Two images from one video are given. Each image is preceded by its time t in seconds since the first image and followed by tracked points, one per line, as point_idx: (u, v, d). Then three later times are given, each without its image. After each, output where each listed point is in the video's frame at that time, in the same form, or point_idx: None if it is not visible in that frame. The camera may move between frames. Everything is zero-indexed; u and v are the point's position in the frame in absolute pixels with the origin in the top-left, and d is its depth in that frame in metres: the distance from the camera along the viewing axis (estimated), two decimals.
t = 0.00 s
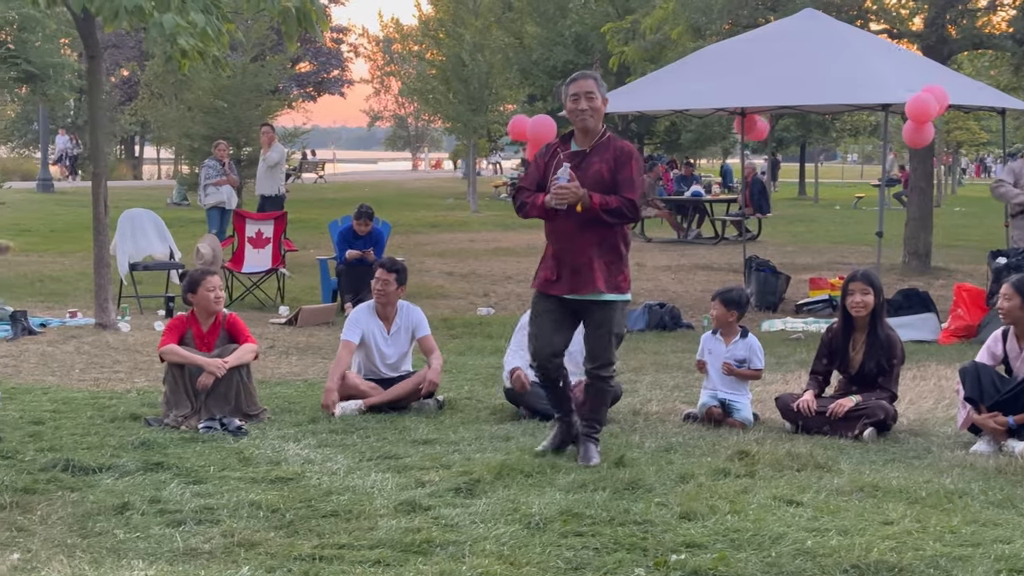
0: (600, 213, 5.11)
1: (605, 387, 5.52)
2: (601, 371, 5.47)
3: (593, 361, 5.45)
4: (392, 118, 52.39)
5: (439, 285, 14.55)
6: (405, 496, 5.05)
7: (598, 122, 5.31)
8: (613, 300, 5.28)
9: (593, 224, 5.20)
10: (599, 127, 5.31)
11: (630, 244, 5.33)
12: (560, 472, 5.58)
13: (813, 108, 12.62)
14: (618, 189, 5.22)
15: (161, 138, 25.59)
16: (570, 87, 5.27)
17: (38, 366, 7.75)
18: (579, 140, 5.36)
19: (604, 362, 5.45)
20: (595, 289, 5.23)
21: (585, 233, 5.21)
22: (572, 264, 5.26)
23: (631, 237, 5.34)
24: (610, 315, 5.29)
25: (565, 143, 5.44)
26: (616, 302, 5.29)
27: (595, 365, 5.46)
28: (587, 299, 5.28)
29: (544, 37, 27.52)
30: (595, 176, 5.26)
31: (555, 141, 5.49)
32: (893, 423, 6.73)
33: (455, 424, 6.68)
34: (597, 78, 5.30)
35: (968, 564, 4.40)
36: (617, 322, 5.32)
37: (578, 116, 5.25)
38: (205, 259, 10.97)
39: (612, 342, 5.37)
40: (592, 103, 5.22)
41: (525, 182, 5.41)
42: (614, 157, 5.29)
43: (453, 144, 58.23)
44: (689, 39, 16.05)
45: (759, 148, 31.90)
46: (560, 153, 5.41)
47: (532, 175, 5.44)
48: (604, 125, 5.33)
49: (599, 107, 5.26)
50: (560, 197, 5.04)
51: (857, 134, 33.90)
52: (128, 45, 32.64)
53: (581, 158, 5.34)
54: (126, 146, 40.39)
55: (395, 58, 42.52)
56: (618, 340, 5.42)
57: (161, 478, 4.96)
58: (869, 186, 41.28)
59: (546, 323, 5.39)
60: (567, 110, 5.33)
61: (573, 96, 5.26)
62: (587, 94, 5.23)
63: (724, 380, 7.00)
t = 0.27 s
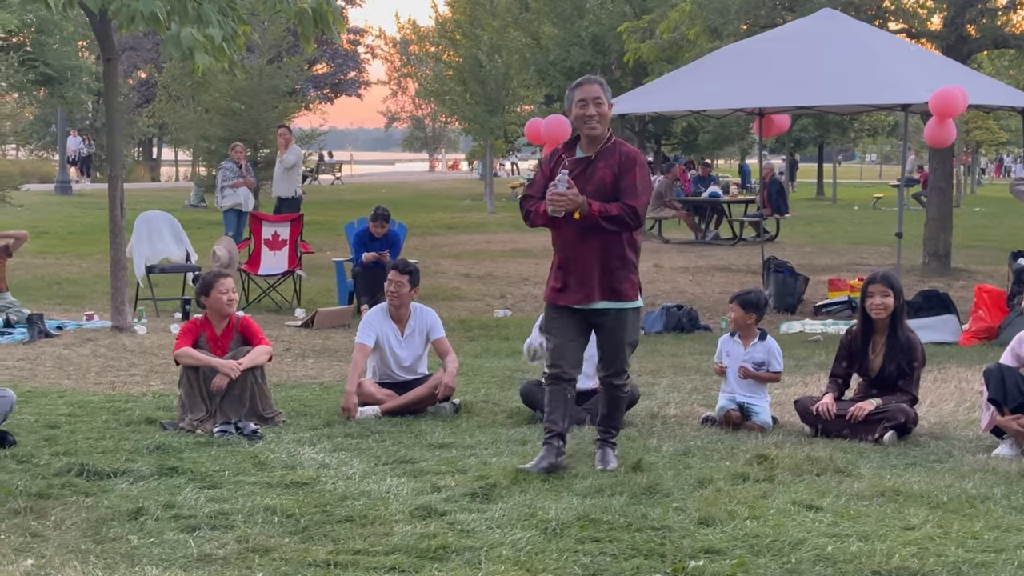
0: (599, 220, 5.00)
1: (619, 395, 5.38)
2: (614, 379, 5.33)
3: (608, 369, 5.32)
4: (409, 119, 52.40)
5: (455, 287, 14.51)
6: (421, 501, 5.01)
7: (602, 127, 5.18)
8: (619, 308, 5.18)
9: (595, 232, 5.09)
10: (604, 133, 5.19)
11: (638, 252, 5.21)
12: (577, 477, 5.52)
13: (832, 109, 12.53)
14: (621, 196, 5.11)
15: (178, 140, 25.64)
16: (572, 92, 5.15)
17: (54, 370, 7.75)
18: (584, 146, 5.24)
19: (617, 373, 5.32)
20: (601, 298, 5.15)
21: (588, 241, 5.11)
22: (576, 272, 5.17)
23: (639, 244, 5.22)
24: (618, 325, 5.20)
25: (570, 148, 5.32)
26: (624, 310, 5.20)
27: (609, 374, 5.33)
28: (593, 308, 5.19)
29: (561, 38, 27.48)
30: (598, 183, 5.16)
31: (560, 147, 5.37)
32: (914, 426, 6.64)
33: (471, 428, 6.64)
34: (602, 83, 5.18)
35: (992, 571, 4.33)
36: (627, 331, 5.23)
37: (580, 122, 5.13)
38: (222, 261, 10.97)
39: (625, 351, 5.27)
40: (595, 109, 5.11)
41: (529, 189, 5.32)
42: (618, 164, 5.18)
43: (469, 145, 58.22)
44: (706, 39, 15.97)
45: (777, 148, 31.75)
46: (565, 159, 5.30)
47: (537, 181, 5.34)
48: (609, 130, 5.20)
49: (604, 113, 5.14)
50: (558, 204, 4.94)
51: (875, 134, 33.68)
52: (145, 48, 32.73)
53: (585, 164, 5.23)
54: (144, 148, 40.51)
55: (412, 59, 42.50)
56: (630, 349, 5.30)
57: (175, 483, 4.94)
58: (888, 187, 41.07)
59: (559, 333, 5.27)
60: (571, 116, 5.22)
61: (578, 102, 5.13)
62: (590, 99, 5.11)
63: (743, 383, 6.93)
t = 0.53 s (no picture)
0: (599, 219, 4.92)
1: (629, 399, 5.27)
2: (624, 386, 5.22)
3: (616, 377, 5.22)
4: (425, 120, 52.36)
5: (471, 289, 14.47)
6: (435, 508, 4.96)
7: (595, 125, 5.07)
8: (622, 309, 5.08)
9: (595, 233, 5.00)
10: (597, 132, 5.09)
11: (636, 250, 5.14)
12: (593, 483, 5.44)
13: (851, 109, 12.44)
14: (619, 194, 5.03)
15: (195, 142, 25.67)
16: (564, 91, 5.04)
17: (69, 374, 7.73)
18: (576, 146, 5.14)
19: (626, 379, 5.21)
20: (603, 300, 5.04)
21: (588, 243, 5.00)
22: (577, 276, 5.05)
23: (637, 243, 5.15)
24: (625, 326, 5.11)
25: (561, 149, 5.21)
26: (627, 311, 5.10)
27: (618, 380, 5.22)
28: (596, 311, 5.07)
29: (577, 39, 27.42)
30: (594, 183, 5.05)
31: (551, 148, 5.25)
32: (934, 432, 6.54)
33: (485, 433, 6.59)
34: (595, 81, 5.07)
35: None
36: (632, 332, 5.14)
37: (573, 122, 5.02)
38: (238, 264, 10.97)
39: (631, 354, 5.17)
40: (588, 108, 4.99)
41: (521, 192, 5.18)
42: (614, 161, 5.07)
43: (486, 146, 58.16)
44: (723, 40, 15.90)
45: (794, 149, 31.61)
46: (556, 160, 5.18)
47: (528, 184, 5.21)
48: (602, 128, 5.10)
49: (598, 112, 5.03)
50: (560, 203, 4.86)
51: (894, 135, 33.50)
52: (163, 50, 32.84)
53: (578, 164, 5.11)
54: (162, 150, 40.66)
55: (428, 60, 42.52)
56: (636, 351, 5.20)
57: (188, 489, 4.90)
58: (906, 187, 40.83)
59: (566, 344, 5.16)
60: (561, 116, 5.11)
61: (572, 102, 5.00)
62: (583, 99, 4.99)
63: (762, 389, 6.84)
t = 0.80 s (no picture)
0: (612, 222, 4.69)
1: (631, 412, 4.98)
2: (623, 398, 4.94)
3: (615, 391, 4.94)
4: (441, 125, 52.44)
5: (487, 295, 14.42)
6: (448, 518, 4.91)
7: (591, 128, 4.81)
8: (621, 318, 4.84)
9: (600, 238, 4.76)
10: (594, 136, 4.83)
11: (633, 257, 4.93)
12: (608, 493, 5.37)
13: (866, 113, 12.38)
14: (624, 198, 4.81)
15: (211, 148, 25.73)
16: (561, 93, 4.74)
17: (82, 382, 7.71)
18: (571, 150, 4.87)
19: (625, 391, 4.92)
20: (604, 309, 4.79)
21: (592, 248, 4.76)
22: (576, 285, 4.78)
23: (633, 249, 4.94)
24: (622, 336, 4.85)
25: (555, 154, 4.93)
26: (628, 320, 4.85)
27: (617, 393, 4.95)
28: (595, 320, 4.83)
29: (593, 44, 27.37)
30: (594, 188, 4.79)
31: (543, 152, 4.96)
32: (954, 440, 6.44)
33: (499, 442, 6.52)
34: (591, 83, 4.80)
35: None
36: (632, 342, 4.88)
37: (571, 126, 4.74)
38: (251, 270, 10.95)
39: (630, 364, 4.90)
40: (587, 111, 4.71)
41: (514, 199, 4.89)
42: (613, 165, 4.84)
43: (502, 151, 58.18)
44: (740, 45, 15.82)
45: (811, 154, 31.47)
46: (551, 165, 4.90)
47: (521, 191, 4.91)
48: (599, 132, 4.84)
49: (595, 117, 4.75)
50: (578, 204, 4.59)
51: (911, 139, 33.32)
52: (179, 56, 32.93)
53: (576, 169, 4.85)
54: (178, 156, 40.78)
55: (444, 65, 42.53)
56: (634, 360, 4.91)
57: (198, 500, 4.87)
58: (923, 192, 40.61)
59: (564, 359, 4.93)
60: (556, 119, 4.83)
61: (570, 106, 4.72)
62: (583, 101, 4.71)
63: (779, 397, 6.79)
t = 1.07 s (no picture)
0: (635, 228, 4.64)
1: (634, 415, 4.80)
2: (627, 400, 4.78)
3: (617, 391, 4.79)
4: (459, 131, 52.52)
5: (504, 301, 14.39)
6: (463, 527, 4.86)
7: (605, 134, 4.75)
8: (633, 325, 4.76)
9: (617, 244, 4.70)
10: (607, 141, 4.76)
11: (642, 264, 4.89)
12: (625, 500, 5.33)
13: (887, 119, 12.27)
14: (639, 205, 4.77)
15: (229, 153, 25.80)
16: (576, 98, 4.66)
17: (99, 387, 7.71)
18: (584, 156, 4.80)
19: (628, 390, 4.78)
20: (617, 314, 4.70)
21: (608, 255, 4.69)
22: (590, 291, 4.70)
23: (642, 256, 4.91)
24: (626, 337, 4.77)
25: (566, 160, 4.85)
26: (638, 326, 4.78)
27: (619, 394, 4.78)
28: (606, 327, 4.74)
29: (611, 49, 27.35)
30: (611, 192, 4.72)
31: (553, 158, 4.88)
32: (976, 449, 6.36)
33: (517, 449, 6.49)
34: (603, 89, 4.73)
35: None
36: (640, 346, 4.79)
37: (587, 133, 4.67)
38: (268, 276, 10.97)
39: (634, 367, 4.78)
40: (603, 117, 4.65)
41: (526, 204, 4.80)
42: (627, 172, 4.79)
43: (519, 156, 58.18)
44: (759, 48, 15.80)
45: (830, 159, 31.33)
46: (562, 171, 4.82)
47: (532, 197, 4.82)
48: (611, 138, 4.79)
49: (609, 122, 4.69)
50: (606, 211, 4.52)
51: (930, 144, 33.15)
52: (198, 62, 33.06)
53: (590, 175, 4.78)
54: (196, 161, 40.92)
55: (462, 70, 42.56)
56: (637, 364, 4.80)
57: (214, 506, 4.86)
58: (943, 197, 40.36)
59: (574, 363, 4.85)
60: (568, 125, 4.75)
61: (584, 112, 4.64)
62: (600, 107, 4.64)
63: (799, 403, 6.72)
